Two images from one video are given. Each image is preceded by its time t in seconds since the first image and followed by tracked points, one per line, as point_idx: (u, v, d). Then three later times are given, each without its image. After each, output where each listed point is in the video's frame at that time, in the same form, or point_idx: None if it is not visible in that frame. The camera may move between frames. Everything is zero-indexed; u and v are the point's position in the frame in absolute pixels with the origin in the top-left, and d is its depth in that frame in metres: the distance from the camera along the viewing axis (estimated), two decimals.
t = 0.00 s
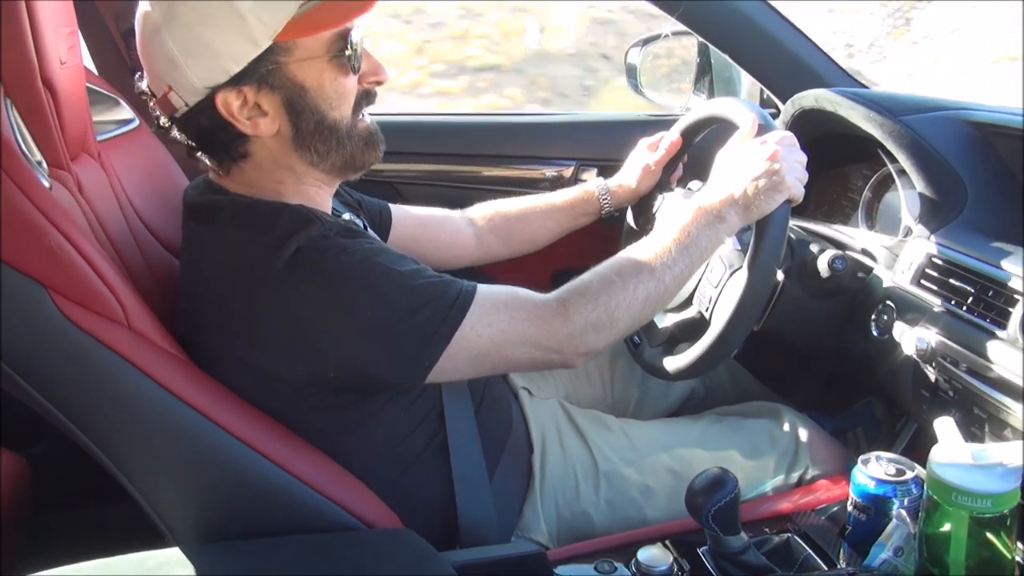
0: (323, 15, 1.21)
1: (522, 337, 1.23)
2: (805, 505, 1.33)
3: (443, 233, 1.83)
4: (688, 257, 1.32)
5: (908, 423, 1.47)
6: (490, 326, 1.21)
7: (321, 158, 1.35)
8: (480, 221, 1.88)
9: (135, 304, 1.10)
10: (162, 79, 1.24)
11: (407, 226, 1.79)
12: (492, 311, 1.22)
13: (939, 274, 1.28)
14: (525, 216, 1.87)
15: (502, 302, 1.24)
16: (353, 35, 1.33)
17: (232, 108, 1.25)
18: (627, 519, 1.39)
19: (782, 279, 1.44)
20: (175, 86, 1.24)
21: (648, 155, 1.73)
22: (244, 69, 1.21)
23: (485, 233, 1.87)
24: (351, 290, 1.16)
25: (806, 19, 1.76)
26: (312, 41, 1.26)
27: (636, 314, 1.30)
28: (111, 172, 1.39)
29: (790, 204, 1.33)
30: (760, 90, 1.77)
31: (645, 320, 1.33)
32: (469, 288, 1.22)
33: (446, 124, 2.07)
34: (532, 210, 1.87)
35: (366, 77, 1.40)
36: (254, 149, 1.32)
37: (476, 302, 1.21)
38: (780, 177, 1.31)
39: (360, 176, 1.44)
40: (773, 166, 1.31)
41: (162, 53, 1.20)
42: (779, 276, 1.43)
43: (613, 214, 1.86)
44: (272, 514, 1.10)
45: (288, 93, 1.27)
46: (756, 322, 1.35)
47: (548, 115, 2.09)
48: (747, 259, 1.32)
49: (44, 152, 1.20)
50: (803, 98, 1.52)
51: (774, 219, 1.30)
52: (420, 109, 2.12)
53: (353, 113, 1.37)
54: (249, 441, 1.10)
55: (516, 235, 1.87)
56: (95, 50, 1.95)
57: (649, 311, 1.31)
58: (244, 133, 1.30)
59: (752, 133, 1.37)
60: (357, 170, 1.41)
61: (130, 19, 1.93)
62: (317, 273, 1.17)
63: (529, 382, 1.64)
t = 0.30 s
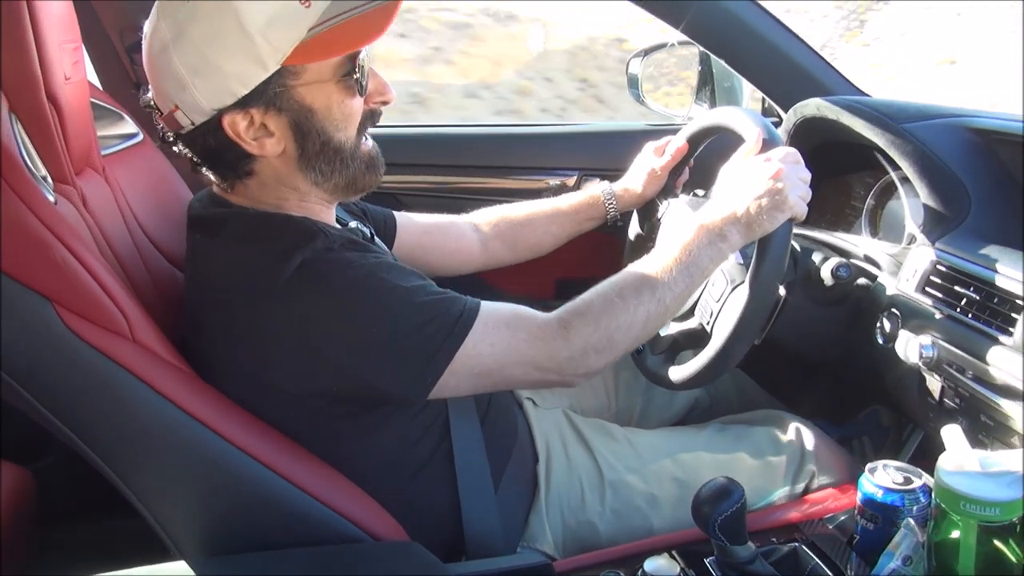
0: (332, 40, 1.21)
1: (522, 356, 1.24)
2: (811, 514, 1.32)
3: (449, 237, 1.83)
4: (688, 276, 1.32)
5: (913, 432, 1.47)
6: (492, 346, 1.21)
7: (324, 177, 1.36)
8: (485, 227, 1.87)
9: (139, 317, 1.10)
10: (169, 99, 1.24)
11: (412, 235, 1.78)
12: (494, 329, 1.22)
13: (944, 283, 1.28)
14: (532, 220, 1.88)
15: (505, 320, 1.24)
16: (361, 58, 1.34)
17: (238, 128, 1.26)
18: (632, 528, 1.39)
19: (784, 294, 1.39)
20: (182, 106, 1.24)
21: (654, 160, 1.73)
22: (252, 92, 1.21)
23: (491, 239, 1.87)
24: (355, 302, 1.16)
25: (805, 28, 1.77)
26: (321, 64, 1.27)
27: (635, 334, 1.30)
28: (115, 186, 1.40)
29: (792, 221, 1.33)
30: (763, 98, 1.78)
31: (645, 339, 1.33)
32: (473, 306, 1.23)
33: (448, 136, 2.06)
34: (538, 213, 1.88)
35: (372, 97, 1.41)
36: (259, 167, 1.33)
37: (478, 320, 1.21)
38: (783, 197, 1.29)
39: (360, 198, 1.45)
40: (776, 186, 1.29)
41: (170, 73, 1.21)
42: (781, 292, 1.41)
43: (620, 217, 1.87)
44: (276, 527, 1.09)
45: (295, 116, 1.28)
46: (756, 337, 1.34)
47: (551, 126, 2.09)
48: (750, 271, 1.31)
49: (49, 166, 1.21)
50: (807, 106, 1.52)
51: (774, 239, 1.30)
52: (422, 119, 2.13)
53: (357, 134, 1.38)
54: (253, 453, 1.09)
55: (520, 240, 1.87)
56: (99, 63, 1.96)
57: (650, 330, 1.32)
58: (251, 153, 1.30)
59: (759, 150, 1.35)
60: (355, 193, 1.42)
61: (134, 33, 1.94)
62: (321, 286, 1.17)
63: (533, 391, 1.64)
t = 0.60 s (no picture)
0: (326, 53, 1.22)
1: (522, 368, 1.25)
2: (813, 530, 1.31)
3: (450, 246, 1.84)
4: (689, 294, 1.32)
5: (915, 449, 1.47)
6: (490, 358, 1.22)
7: (321, 191, 1.36)
8: (488, 236, 1.88)
9: (142, 327, 1.10)
10: (163, 115, 1.26)
11: (415, 242, 1.80)
12: (492, 342, 1.23)
13: (945, 299, 1.28)
14: (535, 231, 1.87)
15: (503, 332, 1.25)
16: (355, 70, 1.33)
17: (231, 145, 1.27)
18: (633, 540, 1.38)
19: (787, 311, 1.37)
20: (175, 122, 1.26)
21: (659, 172, 1.73)
22: (242, 110, 1.23)
23: (493, 247, 1.88)
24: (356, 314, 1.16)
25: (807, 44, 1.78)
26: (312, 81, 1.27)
27: (633, 352, 1.31)
28: (120, 197, 1.40)
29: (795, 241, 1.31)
30: (764, 116, 1.79)
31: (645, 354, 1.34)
32: (472, 317, 1.23)
33: (450, 150, 2.07)
34: (543, 225, 1.87)
35: (368, 109, 1.41)
36: (255, 181, 1.34)
37: (478, 330, 1.22)
38: (785, 219, 1.28)
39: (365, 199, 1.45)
40: (779, 207, 1.29)
41: (162, 90, 1.23)
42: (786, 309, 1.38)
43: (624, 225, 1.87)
44: (276, 536, 1.09)
45: (288, 131, 1.28)
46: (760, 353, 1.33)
47: (555, 140, 2.10)
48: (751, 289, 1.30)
49: (54, 177, 1.21)
50: (807, 123, 1.53)
51: (775, 260, 1.29)
52: (425, 134, 2.14)
53: (353, 147, 1.38)
54: (254, 463, 1.09)
55: (524, 249, 1.87)
56: (105, 76, 1.98)
57: (649, 347, 1.32)
58: (244, 169, 1.31)
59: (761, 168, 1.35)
60: (358, 198, 1.42)
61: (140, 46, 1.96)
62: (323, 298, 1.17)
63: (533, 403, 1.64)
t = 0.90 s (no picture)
0: (317, 34, 1.22)
1: (517, 352, 1.25)
2: (807, 522, 1.32)
3: (449, 235, 1.84)
4: (686, 281, 1.32)
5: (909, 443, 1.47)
6: (486, 340, 1.22)
7: (317, 171, 1.35)
8: (486, 228, 1.88)
9: (140, 310, 1.10)
10: (158, 97, 1.26)
11: (412, 230, 1.80)
12: (487, 324, 1.22)
13: (944, 295, 1.28)
14: (534, 223, 1.88)
15: (499, 315, 1.24)
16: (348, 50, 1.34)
17: (225, 125, 1.27)
18: (627, 530, 1.39)
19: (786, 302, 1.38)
20: (169, 103, 1.25)
21: (658, 166, 1.73)
22: (236, 89, 1.23)
23: (492, 238, 1.88)
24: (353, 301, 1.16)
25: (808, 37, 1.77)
26: (305, 59, 1.27)
27: (628, 337, 1.31)
28: (118, 180, 1.40)
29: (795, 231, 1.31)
30: (766, 111, 1.78)
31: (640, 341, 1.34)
32: (467, 300, 1.23)
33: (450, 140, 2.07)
34: (541, 215, 1.88)
35: (362, 90, 1.41)
36: (250, 163, 1.34)
37: (472, 312, 1.22)
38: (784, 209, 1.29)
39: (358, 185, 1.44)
40: (779, 195, 1.29)
41: (156, 70, 1.22)
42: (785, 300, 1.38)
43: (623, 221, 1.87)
44: (270, 520, 1.09)
45: (282, 111, 1.28)
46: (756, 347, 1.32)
47: (555, 130, 2.09)
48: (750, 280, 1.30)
49: (54, 160, 1.21)
50: (809, 117, 1.53)
51: (775, 250, 1.28)
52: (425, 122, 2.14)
53: (348, 127, 1.38)
54: (249, 447, 1.09)
55: (523, 242, 1.87)
56: (105, 58, 1.97)
57: (645, 333, 1.32)
58: (239, 149, 1.31)
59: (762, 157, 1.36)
60: (355, 180, 1.42)
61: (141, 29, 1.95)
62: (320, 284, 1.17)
63: (530, 392, 1.64)
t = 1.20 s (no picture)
0: (320, 13, 1.20)
1: (520, 343, 1.25)
2: (804, 507, 1.33)
3: (447, 225, 1.83)
4: (688, 265, 1.33)
5: (908, 428, 1.49)
6: (489, 332, 1.22)
7: (318, 154, 1.35)
8: (487, 218, 1.88)
9: (139, 295, 1.10)
10: (158, 80, 1.25)
11: (411, 218, 1.80)
12: (491, 315, 1.23)
13: (944, 281, 1.28)
14: (532, 212, 1.87)
15: (502, 306, 1.24)
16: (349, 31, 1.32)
17: (227, 107, 1.26)
18: (626, 517, 1.40)
19: (787, 285, 1.38)
20: (170, 85, 1.25)
21: (656, 154, 1.72)
22: (238, 69, 1.23)
23: (490, 227, 1.88)
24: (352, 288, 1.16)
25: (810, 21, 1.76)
26: (307, 39, 1.26)
27: (632, 324, 1.31)
28: (116, 164, 1.39)
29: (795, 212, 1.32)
30: (767, 94, 1.77)
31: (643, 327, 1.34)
32: (471, 287, 1.23)
33: (449, 124, 2.06)
34: (539, 204, 1.87)
35: (362, 72, 1.39)
36: (251, 146, 1.33)
37: (477, 300, 1.23)
38: (785, 190, 1.28)
39: (359, 168, 1.43)
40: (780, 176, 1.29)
41: (156, 52, 1.21)
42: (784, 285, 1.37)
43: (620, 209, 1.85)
44: (270, 508, 1.10)
45: (283, 92, 1.28)
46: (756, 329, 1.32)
47: (555, 114, 2.08)
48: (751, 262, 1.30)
49: (50, 143, 1.20)
50: (809, 102, 1.53)
51: (775, 231, 1.28)
52: (424, 106, 2.12)
53: (350, 109, 1.37)
54: (250, 434, 1.10)
55: (521, 230, 1.87)
56: (103, 42, 1.96)
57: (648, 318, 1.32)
58: (241, 131, 1.30)
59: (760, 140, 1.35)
60: (355, 163, 1.40)
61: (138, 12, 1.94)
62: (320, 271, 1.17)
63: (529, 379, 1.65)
